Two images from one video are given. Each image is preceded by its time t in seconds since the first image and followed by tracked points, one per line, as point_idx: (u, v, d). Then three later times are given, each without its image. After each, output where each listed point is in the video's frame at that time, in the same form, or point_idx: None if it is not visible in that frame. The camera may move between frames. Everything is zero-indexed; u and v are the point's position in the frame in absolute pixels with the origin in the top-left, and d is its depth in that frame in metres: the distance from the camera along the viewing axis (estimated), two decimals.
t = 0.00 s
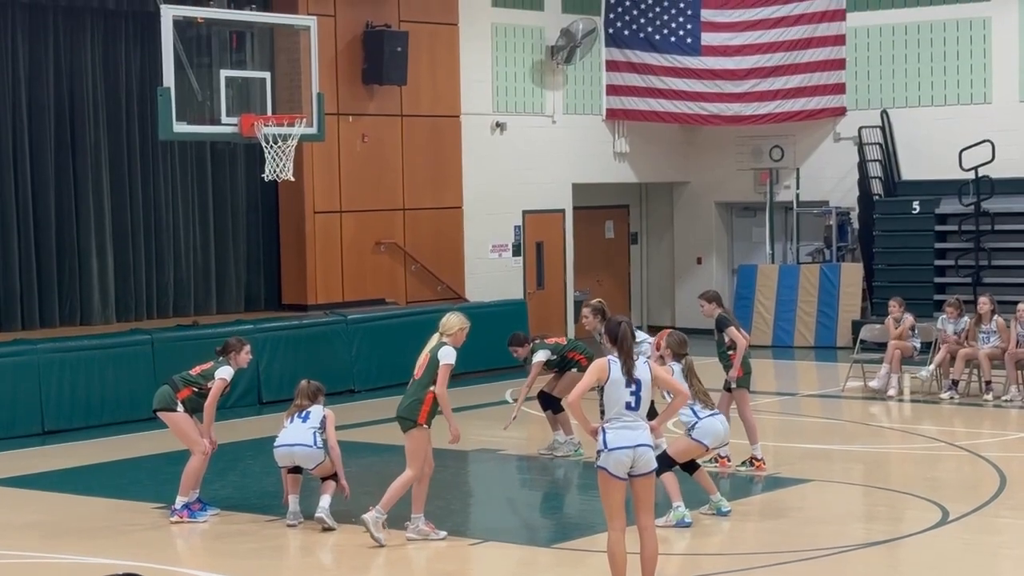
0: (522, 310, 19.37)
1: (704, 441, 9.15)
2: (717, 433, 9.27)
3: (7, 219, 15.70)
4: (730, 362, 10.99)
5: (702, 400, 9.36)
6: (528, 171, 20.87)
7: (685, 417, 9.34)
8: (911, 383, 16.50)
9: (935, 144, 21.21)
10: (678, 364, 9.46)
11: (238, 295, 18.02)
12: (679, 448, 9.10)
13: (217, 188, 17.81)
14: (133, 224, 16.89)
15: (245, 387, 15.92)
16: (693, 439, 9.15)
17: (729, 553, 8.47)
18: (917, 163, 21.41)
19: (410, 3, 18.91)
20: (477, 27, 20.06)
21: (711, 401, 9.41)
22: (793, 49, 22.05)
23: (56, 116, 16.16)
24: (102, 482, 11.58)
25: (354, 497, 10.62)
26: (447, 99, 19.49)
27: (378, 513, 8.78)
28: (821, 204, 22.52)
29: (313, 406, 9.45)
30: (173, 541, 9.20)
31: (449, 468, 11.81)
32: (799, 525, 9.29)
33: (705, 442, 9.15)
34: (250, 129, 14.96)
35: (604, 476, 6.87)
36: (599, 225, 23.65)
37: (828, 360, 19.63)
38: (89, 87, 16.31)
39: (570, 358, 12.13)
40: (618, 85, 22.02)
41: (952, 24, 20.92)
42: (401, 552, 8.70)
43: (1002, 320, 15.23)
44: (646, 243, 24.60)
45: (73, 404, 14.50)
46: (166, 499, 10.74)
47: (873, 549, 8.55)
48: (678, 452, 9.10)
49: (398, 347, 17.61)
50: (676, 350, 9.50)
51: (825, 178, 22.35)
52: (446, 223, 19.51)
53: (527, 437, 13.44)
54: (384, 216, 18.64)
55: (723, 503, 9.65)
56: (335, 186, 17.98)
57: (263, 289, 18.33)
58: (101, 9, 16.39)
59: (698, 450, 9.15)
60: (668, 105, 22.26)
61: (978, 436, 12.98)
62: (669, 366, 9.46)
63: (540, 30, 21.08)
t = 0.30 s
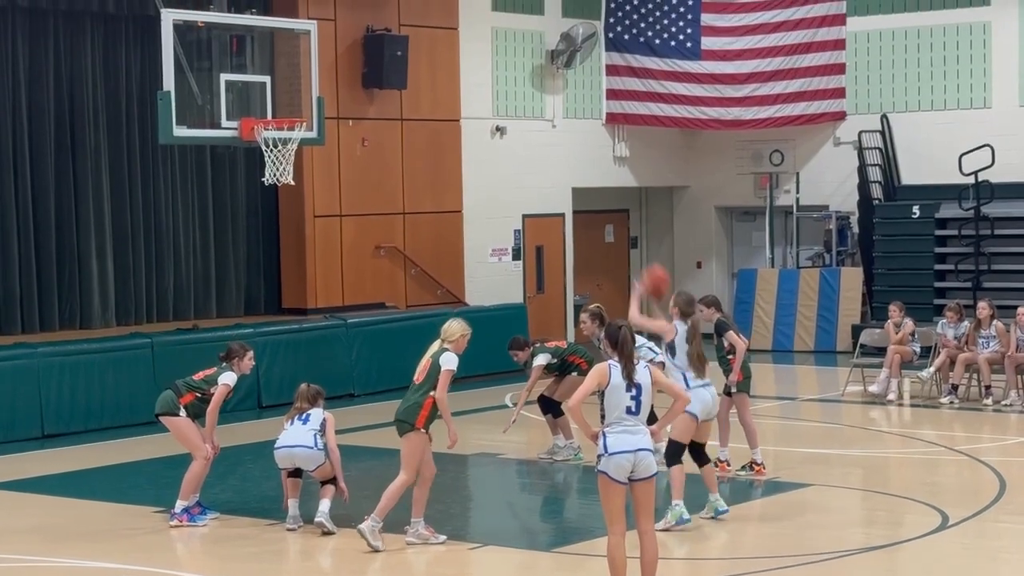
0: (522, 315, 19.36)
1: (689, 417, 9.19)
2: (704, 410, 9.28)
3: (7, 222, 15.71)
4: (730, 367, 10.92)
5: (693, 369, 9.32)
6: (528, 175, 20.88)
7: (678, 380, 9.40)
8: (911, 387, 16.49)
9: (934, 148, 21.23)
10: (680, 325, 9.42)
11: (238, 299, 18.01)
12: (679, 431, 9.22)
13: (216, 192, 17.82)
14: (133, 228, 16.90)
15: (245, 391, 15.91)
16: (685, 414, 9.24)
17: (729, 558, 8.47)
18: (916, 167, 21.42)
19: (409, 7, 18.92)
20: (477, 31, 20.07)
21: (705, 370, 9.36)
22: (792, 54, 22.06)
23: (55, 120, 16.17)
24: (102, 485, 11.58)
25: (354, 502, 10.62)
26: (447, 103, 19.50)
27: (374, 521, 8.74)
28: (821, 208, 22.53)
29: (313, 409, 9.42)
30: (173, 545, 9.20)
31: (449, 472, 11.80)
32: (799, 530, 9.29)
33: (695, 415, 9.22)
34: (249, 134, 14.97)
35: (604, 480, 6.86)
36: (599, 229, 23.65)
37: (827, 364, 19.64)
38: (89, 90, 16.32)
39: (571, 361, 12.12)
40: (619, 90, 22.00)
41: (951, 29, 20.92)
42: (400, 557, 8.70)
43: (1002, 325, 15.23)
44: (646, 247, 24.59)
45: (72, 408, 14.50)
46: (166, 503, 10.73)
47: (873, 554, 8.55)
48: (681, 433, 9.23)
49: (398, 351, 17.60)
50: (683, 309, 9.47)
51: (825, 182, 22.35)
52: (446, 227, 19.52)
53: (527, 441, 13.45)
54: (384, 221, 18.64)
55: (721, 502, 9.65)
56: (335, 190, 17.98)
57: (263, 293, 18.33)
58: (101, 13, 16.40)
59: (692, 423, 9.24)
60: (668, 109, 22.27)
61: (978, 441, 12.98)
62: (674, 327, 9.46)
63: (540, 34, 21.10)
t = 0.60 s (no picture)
0: (523, 319, 19.34)
1: (691, 414, 9.20)
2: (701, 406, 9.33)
3: (8, 226, 15.71)
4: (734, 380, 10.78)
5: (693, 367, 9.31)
6: (529, 180, 20.88)
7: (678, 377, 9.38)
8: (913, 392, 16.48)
9: (936, 153, 21.21)
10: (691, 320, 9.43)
11: (239, 303, 18.00)
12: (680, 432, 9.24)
13: (218, 196, 17.82)
14: (134, 233, 16.89)
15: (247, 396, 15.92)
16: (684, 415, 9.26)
17: (731, 562, 8.45)
18: (918, 172, 21.42)
19: (410, 11, 18.91)
20: (478, 35, 20.07)
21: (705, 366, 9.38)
22: (794, 59, 22.05)
23: (57, 124, 16.18)
24: (104, 490, 11.57)
25: (355, 506, 10.61)
26: (448, 107, 19.51)
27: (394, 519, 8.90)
28: (822, 213, 22.52)
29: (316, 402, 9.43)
30: (174, 549, 9.18)
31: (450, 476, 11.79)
32: (801, 534, 9.28)
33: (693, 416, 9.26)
34: (251, 138, 14.97)
35: (605, 485, 6.86)
36: (601, 233, 23.65)
37: (829, 369, 19.63)
38: (91, 93, 16.32)
39: (574, 362, 12.13)
40: (620, 94, 21.99)
41: (953, 34, 20.92)
42: (402, 561, 8.69)
43: (1003, 330, 15.22)
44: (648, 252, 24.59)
45: (74, 412, 14.50)
46: (167, 507, 10.72)
47: (875, 559, 8.53)
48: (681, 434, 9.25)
49: (399, 356, 17.59)
50: (692, 304, 9.43)
51: (826, 187, 22.36)
52: (448, 232, 19.51)
53: (529, 445, 13.43)
54: (385, 225, 18.64)
55: (718, 501, 9.67)
56: (336, 195, 17.97)
57: (264, 297, 18.34)
58: (102, 17, 16.41)
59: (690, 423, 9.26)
60: (670, 114, 22.27)
61: (979, 445, 12.97)
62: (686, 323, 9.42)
63: (542, 38, 21.11)
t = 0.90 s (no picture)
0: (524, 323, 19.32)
1: (699, 418, 9.29)
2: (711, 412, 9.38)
3: (10, 229, 15.72)
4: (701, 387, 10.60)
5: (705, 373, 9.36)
6: (531, 183, 20.88)
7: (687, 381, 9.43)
8: (915, 395, 16.47)
9: (938, 156, 21.22)
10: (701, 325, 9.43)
11: (240, 306, 18.00)
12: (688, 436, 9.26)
13: (220, 199, 17.83)
14: (136, 237, 16.89)
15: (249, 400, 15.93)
16: (693, 420, 9.33)
17: (733, 566, 8.45)
18: (920, 176, 21.42)
19: (413, 15, 18.93)
20: (480, 38, 20.08)
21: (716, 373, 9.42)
22: (796, 62, 22.05)
23: (60, 128, 16.18)
24: (107, 493, 11.58)
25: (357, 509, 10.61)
26: (450, 110, 19.52)
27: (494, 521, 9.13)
28: (825, 216, 22.50)
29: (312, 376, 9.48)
30: (176, 553, 9.19)
31: (452, 480, 11.79)
32: (803, 538, 9.27)
33: (702, 421, 9.33)
34: (252, 142, 15.00)
35: (605, 487, 6.86)
36: (603, 236, 23.66)
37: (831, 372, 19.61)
38: (93, 97, 16.34)
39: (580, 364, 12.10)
40: (622, 97, 22.02)
41: (954, 37, 20.93)
42: (403, 564, 8.69)
43: (1005, 333, 15.22)
44: (649, 255, 24.58)
45: (75, 415, 14.50)
46: (170, 511, 10.73)
47: (876, 562, 8.53)
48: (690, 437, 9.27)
49: (401, 360, 17.57)
50: (702, 308, 9.41)
51: (827, 190, 22.35)
52: (450, 236, 19.51)
53: (531, 449, 13.42)
54: (387, 229, 18.64)
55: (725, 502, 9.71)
56: (338, 198, 17.97)
57: (266, 300, 18.35)
58: (105, 21, 16.43)
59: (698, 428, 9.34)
60: (672, 117, 22.28)
61: (981, 449, 12.97)
62: (696, 328, 9.43)
63: (544, 42, 21.12)
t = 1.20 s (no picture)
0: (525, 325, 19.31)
1: (720, 423, 9.30)
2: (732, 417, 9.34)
3: (12, 233, 15.74)
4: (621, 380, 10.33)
5: (725, 379, 9.33)
6: (532, 186, 20.88)
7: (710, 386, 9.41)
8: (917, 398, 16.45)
9: (939, 158, 21.21)
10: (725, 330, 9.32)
11: (242, 309, 18.01)
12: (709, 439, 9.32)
13: (222, 201, 17.85)
14: (138, 239, 16.91)
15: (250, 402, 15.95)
16: (714, 424, 9.33)
17: (734, 569, 8.43)
18: (922, 178, 21.42)
19: (414, 18, 18.94)
20: (481, 41, 20.09)
21: (737, 378, 9.37)
22: (797, 64, 22.05)
23: (61, 131, 16.20)
24: (110, 496, 11.57)
25: (359, 512, 10.59)
26: (452, 113, 19.53)
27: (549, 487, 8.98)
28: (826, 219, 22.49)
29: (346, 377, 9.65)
30: (178, 556, 9.18)
31: (455, 483, 11.78)
32: (805, 541, 9.25)
33: (724, 425, 9.33)
34: (255, 145, 14.95)
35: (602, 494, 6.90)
36: (605, 239, 23.65)
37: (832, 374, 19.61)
38: (95, 99, 16.36)
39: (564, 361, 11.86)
40: (623, 100, 22.05)
41: (956, 39, 20.92)
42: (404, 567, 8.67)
43: (1007, 335, 15.20)
44: (651, 258, 24.58)
45: (77, 418, 14.49)
46: (172, 514, 10.72)
47: (878, 565, 8.51)
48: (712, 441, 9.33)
49: (402, 362, 17.56)
50: (726, 313, 9.30)
51: (829, 192, 22.34)
52: (451, 239, 19.51)
53: (533, 451, 13.40)
54: (388, 232, 18.64)
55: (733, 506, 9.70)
56: (339, 201, 17.98)
57: (268, 302, 18.36)
58: (107, 25, 16.44)
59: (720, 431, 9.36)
60: (674, 120, 22.28)
61: (983, 451, 12.95)
62: (718, 334, 9.33)
63: (546, 45, 21.13)
